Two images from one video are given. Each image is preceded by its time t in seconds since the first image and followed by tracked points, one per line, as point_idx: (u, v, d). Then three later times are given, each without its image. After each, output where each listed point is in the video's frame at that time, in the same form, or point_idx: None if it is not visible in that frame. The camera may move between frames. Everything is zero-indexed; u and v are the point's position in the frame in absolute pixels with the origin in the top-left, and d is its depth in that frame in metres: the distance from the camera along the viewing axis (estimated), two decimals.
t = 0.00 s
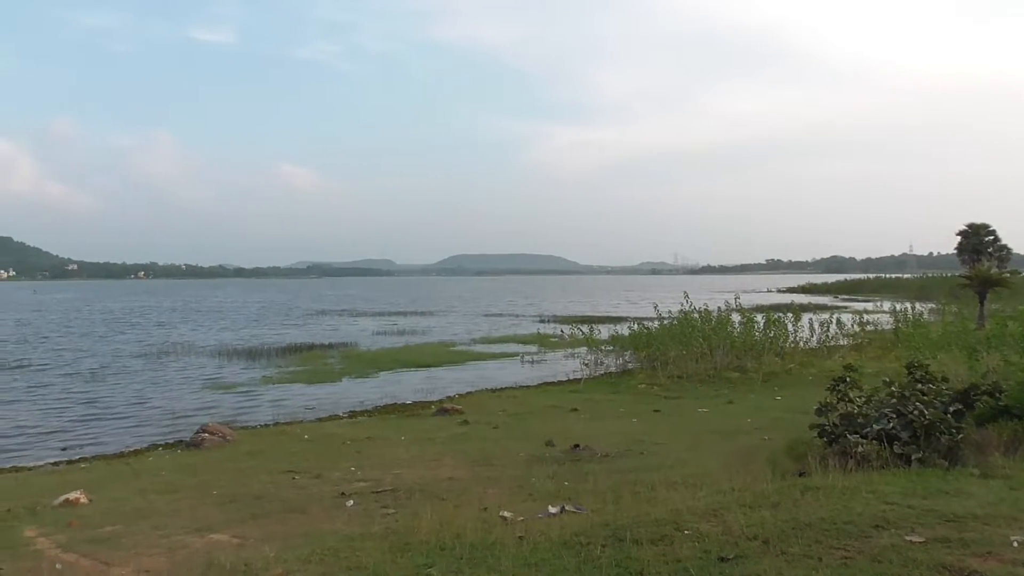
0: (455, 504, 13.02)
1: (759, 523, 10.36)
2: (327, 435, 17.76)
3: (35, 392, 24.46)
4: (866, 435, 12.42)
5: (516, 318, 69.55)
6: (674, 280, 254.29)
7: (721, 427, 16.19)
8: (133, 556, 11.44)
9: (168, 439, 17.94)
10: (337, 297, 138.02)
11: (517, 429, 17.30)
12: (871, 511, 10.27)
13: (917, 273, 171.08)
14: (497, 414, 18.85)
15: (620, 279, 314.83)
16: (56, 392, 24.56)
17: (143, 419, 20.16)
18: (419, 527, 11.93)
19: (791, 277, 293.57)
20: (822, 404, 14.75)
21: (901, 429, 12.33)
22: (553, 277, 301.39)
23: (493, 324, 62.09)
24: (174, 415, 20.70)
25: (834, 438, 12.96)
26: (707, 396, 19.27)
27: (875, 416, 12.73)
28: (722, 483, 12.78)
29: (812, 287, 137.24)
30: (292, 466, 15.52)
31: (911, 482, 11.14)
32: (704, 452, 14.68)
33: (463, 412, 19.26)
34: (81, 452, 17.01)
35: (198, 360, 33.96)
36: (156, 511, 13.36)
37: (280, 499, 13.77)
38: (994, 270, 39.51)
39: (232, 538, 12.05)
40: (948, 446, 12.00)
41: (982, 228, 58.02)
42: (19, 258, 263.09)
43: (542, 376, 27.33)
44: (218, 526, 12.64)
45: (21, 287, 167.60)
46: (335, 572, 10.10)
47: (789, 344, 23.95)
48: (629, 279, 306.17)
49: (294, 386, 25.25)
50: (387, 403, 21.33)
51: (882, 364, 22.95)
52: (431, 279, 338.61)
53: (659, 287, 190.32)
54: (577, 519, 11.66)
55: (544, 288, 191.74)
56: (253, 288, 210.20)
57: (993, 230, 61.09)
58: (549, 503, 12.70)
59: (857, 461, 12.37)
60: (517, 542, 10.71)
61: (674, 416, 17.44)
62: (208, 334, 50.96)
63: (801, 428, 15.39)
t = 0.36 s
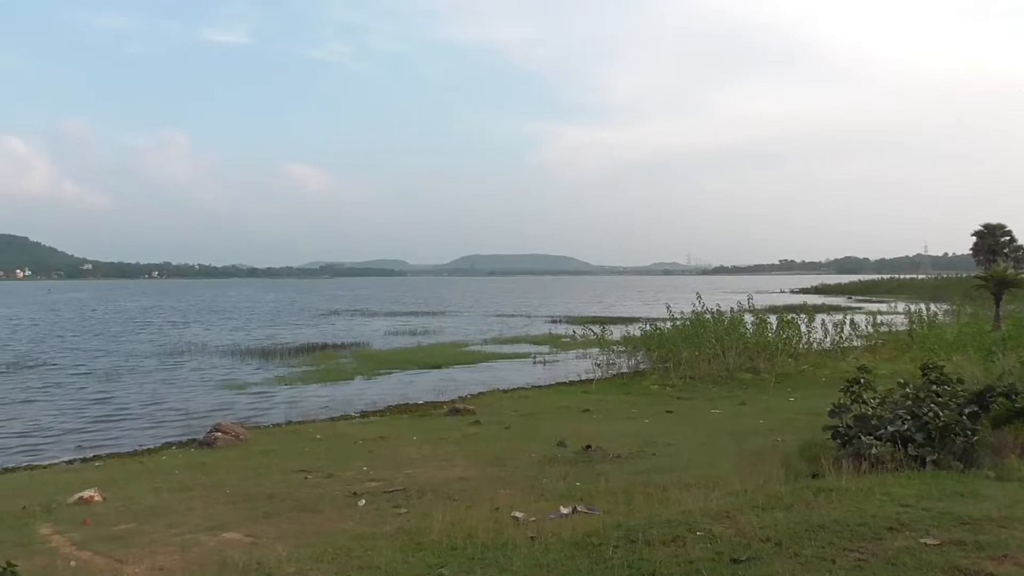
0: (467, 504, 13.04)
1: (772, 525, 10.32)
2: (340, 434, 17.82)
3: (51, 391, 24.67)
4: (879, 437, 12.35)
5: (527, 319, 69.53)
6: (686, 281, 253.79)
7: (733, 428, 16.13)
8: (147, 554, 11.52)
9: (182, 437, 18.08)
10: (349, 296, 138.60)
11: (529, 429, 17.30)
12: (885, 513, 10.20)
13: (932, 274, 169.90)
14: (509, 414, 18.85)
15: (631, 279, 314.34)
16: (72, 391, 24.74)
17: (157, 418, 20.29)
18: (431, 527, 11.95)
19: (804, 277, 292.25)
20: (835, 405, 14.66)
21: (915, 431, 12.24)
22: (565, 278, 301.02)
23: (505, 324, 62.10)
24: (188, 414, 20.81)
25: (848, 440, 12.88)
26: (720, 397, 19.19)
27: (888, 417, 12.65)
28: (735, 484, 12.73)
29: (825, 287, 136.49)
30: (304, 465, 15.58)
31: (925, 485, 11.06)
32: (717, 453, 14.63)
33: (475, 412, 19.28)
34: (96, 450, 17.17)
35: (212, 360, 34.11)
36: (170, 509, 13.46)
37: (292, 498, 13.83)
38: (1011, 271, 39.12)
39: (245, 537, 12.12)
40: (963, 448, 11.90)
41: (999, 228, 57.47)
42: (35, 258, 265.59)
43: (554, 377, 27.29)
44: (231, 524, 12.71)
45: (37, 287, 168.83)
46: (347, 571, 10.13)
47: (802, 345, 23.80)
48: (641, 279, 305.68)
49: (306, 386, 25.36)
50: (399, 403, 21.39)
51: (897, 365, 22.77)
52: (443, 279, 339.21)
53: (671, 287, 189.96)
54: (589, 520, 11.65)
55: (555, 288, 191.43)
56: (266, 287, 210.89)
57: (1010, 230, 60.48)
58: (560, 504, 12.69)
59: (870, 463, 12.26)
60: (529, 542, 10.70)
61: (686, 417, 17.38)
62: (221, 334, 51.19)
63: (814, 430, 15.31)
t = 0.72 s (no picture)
0: (481, 504, 13.05)
1: (788, 527, 10.25)
2: (355, 433, 17.88)
3: (70, 390, 24.91)
4: (897, 438, 12.26)
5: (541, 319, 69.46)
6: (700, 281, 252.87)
7: (749, 430, 16.05)
8: (164, 552, 11.60)
9: (198, 436, 18.20)
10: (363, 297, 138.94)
11: (543, 430, 17.30)
12: (903, 516, 10.12)
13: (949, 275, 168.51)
14: (524, 415, 18.83)
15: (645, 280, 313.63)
16: (90, 389, 24.96)
17: (174, 417, 20.43)
18: (445, 526, 11.97)
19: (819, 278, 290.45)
20: (852, 406, 14.54)
21: (933, 433, 12.15)
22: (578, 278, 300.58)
23: (519, 324, 62.08)
24: (204, 413, 20.94)
25: (865, 442, 12.80)
26: (735, 399, 19.09)
27: (906, 419, 12.55)
28: (750, 486, 12.66)
29: (842, 288, 135.58)
30: (319, 464, 15.65)
31: (943, 487, 10.97)
32: (732, 455, 14.57)
33: (489, 412, 19.31)
34: (113, 448, 17.31)
35: (228, 359, 34.30)
36: (186, 507, 13.54)
37: (308, 496, 13.89)
38: None
39: (260, 535, 12.19)
40: (982, 450, 11.76)
41: (1018, 228, 56.82)
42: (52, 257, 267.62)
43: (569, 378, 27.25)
44: (247, 523, 12.79)
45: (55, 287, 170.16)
46: (362, 570, 10.17)
47: (819, 346, 23.64)
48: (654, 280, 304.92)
49: (321, 385, 25.46)
50: (413, 403, 21.45)
51: (914, 367, 22.56)
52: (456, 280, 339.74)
53: (684, 288, 189.47)
54: (604, 521, 11.63)
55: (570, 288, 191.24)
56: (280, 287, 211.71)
57: None
58: (575, 504, 12.67)
59: (888, 465, 12.16)
60: (543, 543, 10.70)
61: (700, 418, 17.32)
62: (237, 333, 51.49)
63: (831, 431, 15.21)
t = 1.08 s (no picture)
0: (497, 504, 13.05)
1: (806, 530, 10.18)
2: (370, 433, 17.94)
3: (90, 389, 25.15)
4: (916, 442, 12.15)
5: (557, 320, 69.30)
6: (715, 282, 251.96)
7: (766, 432, 15.96)
8: (181, 549, 11.68)
9: (214, 435, 18.31)
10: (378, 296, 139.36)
11: (558, 431, 17.28)
12: (922, 519, 10.03)
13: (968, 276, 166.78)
14: (539, 416, 18.81)
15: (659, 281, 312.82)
16: (109, 388, 25.18)
17: (192, 416, 20.57)
18: (460, 527, 11.99)
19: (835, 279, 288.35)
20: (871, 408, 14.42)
21: (953, 436, 12.04)
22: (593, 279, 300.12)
23: (534, 325, 62.06)
24: (221, 412, 21.07)
25: (883, 444, 12.71)
26: (752, 400, 18.99)
27: (925, 422, 12.45)
28: (767, 488, 12.59)
29: (860, 289, 134.67)
30: (335, 464, 15.71)
31: (963, 491, 10.86)
32: (749, 457, 14.50)
33: (504, 413, 19.29)
34: (131, 446, 17.46)
35: (245, 359, 34.52)
36: (204, 506, 13.63)
37: (323, 496, 13.94)
38: None
39: (276, 534, 12.24)
40: (1003, 454, 11.63)
41: None
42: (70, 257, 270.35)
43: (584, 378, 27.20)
44: (263, 521, 12.85)
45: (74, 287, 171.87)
46: (378, 570, 10.20)
47: (836, 348, 23.46)
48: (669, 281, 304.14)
49: (336, 385, 25.54)
50: (428, 403, 21.48)
51: (933, 369, 22.36)
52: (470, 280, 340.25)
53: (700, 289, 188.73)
54: (619, 522, 11.60)
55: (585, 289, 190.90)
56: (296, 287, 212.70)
57: None
58: (590, 505, 12.65)
59: (907, 468, 12.09)
60: (559, 544, 10.68)
61: (717, 420, 17.24)
62: (254, 333, 51.82)
63: (849, 434, 15.10)
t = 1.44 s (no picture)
0: (511, 507, 13.04)
1: (822, 534, 10.10)
2: (385, 435, 17.98)
3: (108, 389, 25.39)
4: (934, 446, 12.04)
5: (572, 322, 69.32)
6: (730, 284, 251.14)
7: (782, 435, 15.86)
8: (198, 549, 11.74)
9: (231, 436, 18.42)
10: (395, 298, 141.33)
11: (573, 433, 17.25)
12: (940, 524, 9.93)
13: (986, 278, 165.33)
14: (554, 418, 18.79)
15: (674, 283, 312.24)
16: (127, 389, 25.40)
17: (208, 416, 20.72)
18: (474, 529, 11.97)
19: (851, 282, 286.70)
20: (888, 411, 14.30)
21: (972, 440, 11.89)
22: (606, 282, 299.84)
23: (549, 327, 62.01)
24: (237, 413, 21.19)
25: (901, 448, 12.61)
26: (768, 403, 18.89)
27: (944, 426, 12.32)
28: (783, 492, 12.50)
29: (877, 292, 133.45)
30: (349, 464, 15.75)
31: (982, 496, 10.74)
32: (765, 460, 14.42)
33: (519, 415, 19.29)
34: (149, 446, 17.61)
35: (261, 361, 34.71)
36: (219, 506, 13.69)
37: (338, 497, 13.97)
38: None
39: (291, 535, 12.28)
40: None
41: None
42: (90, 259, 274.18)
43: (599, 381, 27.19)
44: (278, 522, 12.89)
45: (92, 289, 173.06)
46: (393, 571, 10.21)
47: (853, 351, 23.31)
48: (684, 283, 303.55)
49: (351, 386, 25.64)
50: (443, 405, 21.52)
51: (952, 373, 22.17)
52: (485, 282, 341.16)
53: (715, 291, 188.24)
54: (634, 525, 11.57)
55: (600, 291, 191.12)
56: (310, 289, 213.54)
57: None
58: (605, 508, 12.61)
59: (925, 472, 12.01)
60: (574, 546, 10.66)
61: (732, 423, 17.16)
62: (270, 335, 52.13)
63: (866, 438, 14.99)
